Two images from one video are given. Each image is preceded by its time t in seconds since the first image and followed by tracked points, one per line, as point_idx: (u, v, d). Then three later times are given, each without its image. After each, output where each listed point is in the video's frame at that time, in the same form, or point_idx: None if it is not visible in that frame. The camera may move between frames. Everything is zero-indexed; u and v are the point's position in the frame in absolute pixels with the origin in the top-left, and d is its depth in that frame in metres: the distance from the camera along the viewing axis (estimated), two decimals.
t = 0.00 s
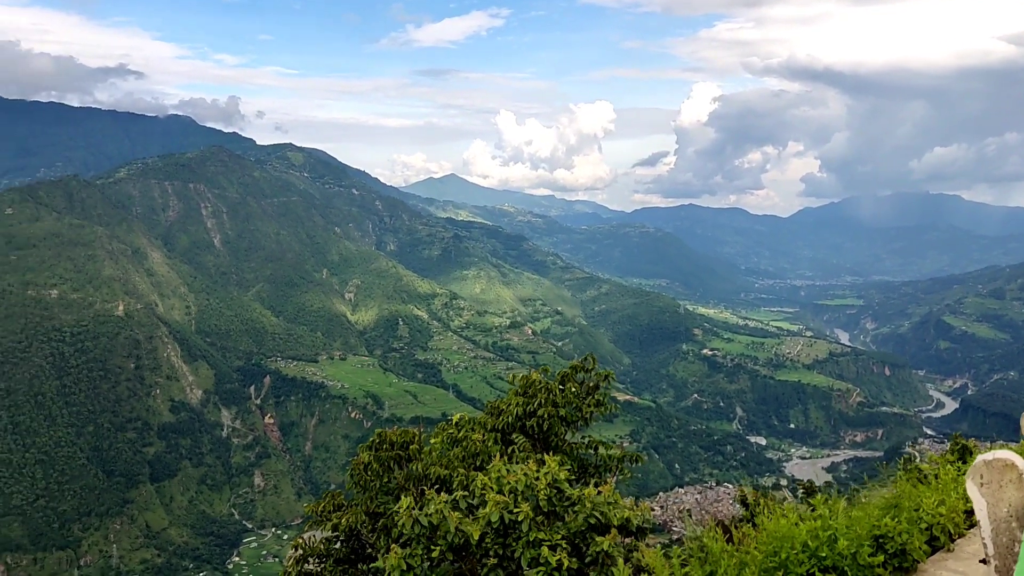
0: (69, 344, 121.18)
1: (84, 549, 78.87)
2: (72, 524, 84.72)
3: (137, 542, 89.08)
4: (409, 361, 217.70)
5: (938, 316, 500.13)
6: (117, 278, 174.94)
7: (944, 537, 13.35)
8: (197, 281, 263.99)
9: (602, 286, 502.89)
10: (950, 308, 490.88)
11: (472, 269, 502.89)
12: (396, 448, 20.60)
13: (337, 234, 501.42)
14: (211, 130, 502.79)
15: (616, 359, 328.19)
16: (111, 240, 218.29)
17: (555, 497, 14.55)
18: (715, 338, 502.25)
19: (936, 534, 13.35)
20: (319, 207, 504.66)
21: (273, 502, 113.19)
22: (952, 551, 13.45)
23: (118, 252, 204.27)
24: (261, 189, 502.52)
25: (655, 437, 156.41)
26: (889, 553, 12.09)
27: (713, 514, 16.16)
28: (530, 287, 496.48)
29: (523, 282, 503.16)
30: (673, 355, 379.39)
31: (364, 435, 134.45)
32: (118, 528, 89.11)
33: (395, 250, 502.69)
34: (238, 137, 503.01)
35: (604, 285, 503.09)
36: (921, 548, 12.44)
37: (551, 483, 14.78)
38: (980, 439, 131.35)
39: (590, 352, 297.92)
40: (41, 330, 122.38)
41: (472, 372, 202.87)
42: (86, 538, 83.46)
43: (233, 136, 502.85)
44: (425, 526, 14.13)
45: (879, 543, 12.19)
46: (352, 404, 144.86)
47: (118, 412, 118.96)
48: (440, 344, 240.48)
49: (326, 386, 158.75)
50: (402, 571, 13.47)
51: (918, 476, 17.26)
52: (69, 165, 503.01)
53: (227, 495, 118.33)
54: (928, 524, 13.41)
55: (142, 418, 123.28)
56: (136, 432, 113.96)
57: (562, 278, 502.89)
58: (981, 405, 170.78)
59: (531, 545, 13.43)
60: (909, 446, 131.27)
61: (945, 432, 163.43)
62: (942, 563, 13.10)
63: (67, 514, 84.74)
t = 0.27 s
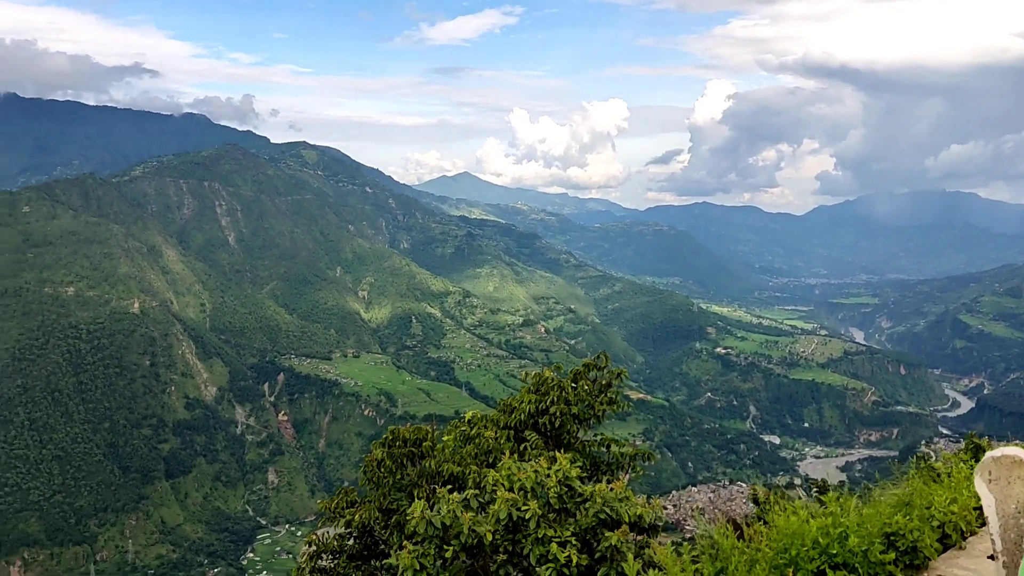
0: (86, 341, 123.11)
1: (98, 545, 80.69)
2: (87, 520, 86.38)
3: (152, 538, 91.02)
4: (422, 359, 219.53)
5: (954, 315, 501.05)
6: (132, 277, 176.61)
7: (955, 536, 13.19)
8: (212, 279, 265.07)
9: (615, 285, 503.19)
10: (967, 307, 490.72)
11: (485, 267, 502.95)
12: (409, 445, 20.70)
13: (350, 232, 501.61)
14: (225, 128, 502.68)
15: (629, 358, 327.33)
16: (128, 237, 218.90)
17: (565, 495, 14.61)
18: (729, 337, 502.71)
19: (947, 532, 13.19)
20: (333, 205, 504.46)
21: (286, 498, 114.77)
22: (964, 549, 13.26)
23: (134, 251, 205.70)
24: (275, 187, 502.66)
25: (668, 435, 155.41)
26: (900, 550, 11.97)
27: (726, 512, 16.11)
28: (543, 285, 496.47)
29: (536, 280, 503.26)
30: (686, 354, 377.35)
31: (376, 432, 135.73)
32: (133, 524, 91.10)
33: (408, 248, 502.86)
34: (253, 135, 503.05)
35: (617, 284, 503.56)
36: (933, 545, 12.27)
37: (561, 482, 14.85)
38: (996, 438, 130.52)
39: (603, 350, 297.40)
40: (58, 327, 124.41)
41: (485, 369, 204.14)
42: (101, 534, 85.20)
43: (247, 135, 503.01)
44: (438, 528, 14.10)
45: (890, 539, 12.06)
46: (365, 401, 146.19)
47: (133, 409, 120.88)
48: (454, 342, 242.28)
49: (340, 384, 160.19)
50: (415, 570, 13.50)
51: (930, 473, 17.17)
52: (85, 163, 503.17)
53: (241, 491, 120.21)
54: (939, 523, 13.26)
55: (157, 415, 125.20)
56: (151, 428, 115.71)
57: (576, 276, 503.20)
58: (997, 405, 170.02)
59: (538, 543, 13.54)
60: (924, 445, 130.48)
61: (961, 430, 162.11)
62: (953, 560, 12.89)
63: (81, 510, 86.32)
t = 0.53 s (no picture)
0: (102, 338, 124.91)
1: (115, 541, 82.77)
2: (104, 515, 88.08)
3: (167, 534, 92.82)
4: (436, 357, 220.92)
5: (971, 314, 500.65)
6: (148, 274, 178.59)
7: (967, 534, 13.05)
8: (226, 276, 266.51)
9: (629, 282, 503.16)
10: (983, 306, 489.62)
11: (499, 265, 503.18)
12: (423, 442, 20.81)
13: (364, 229, 501.59)
14: (240, 127, 502.62)
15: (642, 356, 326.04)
16: (143, 235, 220.26)
17: (577, 491, 14.68)
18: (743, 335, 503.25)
19: (959, 531, 13.05)
20: (347, 202, 503.99)
21: (300, 495, 116.08)
22: (975, 548, 13.10)
23: (149, 249, 207.06)
24: (289, 184, 502.72)
25: (681, 433, 154.01)
26: (912, 548, 11.92)
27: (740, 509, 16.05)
28: (556, 283, 496.34)
29: (549, 277, 503.25)
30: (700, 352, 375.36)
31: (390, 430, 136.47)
32: (149, 520, 92.95)
33: (421, 246, 502.97)
34: (267, 133, 503.07)
35: (631, 282, 503.59)
36: (945, 544, 12.18)
37: (573, 478, 14.91)
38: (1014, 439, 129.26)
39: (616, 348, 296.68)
40: (75, 324, 126.31)
41: (499, 368, 204.82)
42: (117, 530, 86.98)
43: (262, 132, 503.02)
44: (451, 527, 14.13)
45: (902, 538, 12.03)
46: (378, 399, 146.85)
47: (149, 405, 122.71)
48: (467, 340, 243.53)
49: (353, 381, 161.08)
50: (427, 569, 13.53)
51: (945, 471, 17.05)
52: (101, 161, 503.06)
53: (255, 487, 121.72)
54: (951, 521, 13.13)
55: (172, 411, 126.96)
56: (166, 425, 117.24)
57: (589, 274, 503.18)
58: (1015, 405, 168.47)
59: (549, 541, 13.62)
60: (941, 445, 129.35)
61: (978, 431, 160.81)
62: (964, 559, 12.75)
63: (98, 505, 88.09)
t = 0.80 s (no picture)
0: (124, 333, 127.12)
1: (135, 535, 85.37)
2: (125, 508, 90.43)
3: (187, 527, 95.23)
4: (453, 353, 222.62)
5: (994, 312, 499.71)
6: (169, 270, 181.52)
7: (984, 531, 12.83)
8: (246, 272, 268.55)
9: (647, 279, 503.05)
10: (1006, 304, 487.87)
11: (517, 262, 503.15)
12: (439, 438, 20.83)
13: (382, 225, 501.40)
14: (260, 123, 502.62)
15: (661, 352, 324.07)
16: (163, 232, 221.79)
17: (594, 487, 14.76)
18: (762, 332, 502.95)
19: (975, 528, 12.88)
20: (366, 199, 503.73)
21: (319, 490, 118.06)
22: (991, 545, 12.89)
23: (170, 244, 209.09)
24: (308, 181, 502.51)
25: (699, 430, 152.22)
26: (927, 546, 11.79)
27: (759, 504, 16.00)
28: (575, 279, 495.57)
29: (567, 274, 502.93)
30: (719, 349, 372.76)
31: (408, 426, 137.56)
32: (169, 513, 94.87)
33: (439, 242, 503.07)
34: (287, 130, 503.35)
35: (649, 278, 502.68)
36: (962, 541, 12.03)
37: (589, 474, 15.03)
38: None
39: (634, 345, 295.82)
40: (98, 318, 128.53)
41: (516, 364, 205.68)
42: (138, 523, 89.33)
43: (282, 129, 503.06)
44: (468, 523, 14.17)
45: (916, 535, 11.92)
46: (396, 395, 147.59)
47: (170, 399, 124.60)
48: (484, 336, 244.96)
49: (372, 376, 162.38)
50: (445, 566, 13.64)
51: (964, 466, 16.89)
52: (123, 158, 502.87)
53: (274, 482, 124.00)
54: (967, 518, 12.97)
55: (192, 405, 128.93)
56: (186, 419, 119.42)
57: (607, 270, 502.99)
58: None
59: (565, 535, 13.71)
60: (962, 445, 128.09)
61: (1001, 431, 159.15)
62: (982, 555, 12.53)
63: (120, 499, 90.45)
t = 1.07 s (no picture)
0: (140, 331, 129.11)
1: (152, 529, 87.07)
2: (141, 503, 92.13)
3: (202, 523, 96.93)
4: (467, 351, 223.79)
5: (1010, 311, 500.07)
6: (184, 267, 183.43)
7: (995, 529, 12.71)
8: (261, 269, 270.04)
9: (661, 277, 503.15)
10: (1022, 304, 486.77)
11: (531, 259, 503.11)
12: (453, 434, 20.92)
13: (396, 223, 501.01)
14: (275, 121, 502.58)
15: (675, 351, 322.55)
16: (179, 230, 223.20)
17: (607, 485, 14.82)
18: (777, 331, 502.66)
19: (986, 526, 12.75)
20: (380, 196, 503.67)
21: (333, 487, 119.22)
22: (1004, 544, 12.72)
23: (185, 242, 210.91)
24: (322, 179, 502.44)
25: (714, 429, 149.87)
26: (939, 544, 11.72)
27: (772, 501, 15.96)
28: (588, 277, 495.52)
29: (581, 272, 502.85)
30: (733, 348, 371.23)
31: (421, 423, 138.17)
32: (185, 509, 97.10)
33: (453, 240, 503.03)
34: (302, 127, 503.10)
35: (663, 277, 502.73)
36: (974, 539, 11.95)
37: (600, 471, 15.10)
38: None
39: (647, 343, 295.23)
40: (114, 315, 130.43)
41: (529, 362, 206.32)
42: (154, 518, 91.00)
43: (297, 127, 503.07)
44: (480, 521, 14.22)
45: (927, 532, 11.85)
46: (410, 392, 148.21)
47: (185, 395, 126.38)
48: (498, 334, 246.04)
49: (385, 374, 163.37)
50: (458, 564, 13.74)
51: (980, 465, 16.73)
52: (140, 155, 502.94)
53: (288, 479, 125.69)
54: (979, 517, 12.84)
55: (207, 402, 130.65)
56: (201, 416, 121.10)
57: (621, 268, 503.00)
58: None
59: (578, 531, 13.81)
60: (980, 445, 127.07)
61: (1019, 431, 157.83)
62: (993, 554, 12.38)
63: (136, 493, 92.22)
